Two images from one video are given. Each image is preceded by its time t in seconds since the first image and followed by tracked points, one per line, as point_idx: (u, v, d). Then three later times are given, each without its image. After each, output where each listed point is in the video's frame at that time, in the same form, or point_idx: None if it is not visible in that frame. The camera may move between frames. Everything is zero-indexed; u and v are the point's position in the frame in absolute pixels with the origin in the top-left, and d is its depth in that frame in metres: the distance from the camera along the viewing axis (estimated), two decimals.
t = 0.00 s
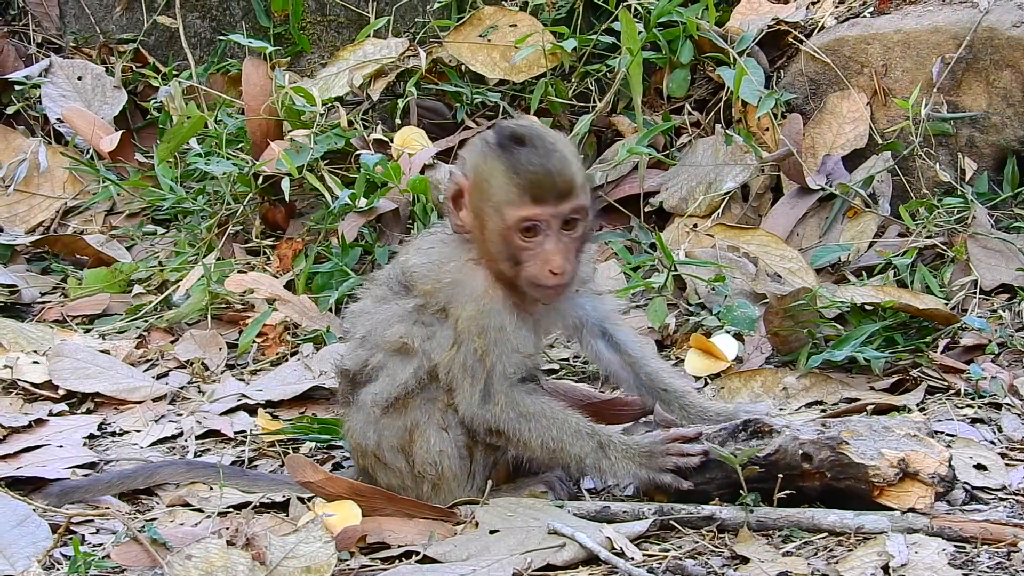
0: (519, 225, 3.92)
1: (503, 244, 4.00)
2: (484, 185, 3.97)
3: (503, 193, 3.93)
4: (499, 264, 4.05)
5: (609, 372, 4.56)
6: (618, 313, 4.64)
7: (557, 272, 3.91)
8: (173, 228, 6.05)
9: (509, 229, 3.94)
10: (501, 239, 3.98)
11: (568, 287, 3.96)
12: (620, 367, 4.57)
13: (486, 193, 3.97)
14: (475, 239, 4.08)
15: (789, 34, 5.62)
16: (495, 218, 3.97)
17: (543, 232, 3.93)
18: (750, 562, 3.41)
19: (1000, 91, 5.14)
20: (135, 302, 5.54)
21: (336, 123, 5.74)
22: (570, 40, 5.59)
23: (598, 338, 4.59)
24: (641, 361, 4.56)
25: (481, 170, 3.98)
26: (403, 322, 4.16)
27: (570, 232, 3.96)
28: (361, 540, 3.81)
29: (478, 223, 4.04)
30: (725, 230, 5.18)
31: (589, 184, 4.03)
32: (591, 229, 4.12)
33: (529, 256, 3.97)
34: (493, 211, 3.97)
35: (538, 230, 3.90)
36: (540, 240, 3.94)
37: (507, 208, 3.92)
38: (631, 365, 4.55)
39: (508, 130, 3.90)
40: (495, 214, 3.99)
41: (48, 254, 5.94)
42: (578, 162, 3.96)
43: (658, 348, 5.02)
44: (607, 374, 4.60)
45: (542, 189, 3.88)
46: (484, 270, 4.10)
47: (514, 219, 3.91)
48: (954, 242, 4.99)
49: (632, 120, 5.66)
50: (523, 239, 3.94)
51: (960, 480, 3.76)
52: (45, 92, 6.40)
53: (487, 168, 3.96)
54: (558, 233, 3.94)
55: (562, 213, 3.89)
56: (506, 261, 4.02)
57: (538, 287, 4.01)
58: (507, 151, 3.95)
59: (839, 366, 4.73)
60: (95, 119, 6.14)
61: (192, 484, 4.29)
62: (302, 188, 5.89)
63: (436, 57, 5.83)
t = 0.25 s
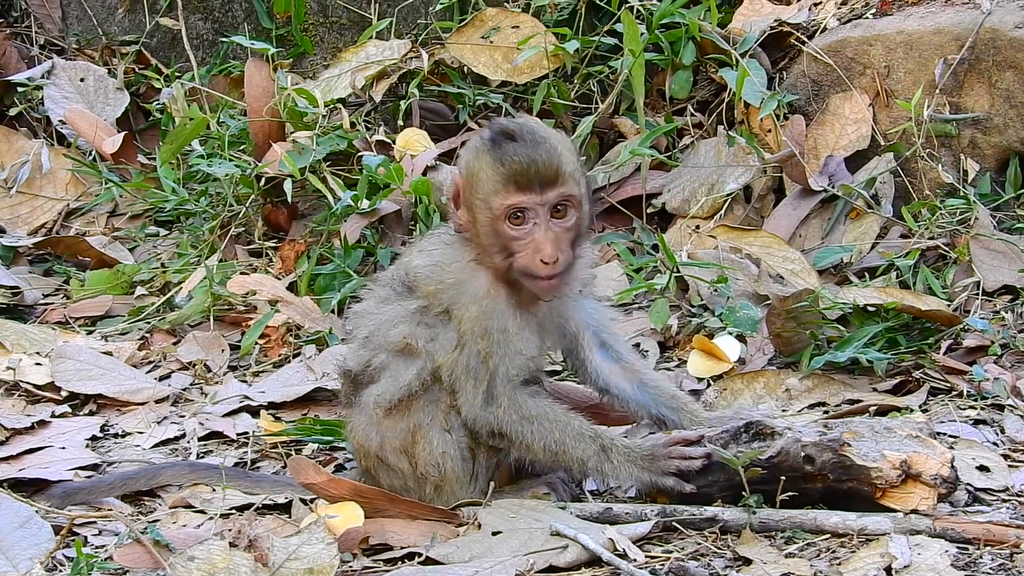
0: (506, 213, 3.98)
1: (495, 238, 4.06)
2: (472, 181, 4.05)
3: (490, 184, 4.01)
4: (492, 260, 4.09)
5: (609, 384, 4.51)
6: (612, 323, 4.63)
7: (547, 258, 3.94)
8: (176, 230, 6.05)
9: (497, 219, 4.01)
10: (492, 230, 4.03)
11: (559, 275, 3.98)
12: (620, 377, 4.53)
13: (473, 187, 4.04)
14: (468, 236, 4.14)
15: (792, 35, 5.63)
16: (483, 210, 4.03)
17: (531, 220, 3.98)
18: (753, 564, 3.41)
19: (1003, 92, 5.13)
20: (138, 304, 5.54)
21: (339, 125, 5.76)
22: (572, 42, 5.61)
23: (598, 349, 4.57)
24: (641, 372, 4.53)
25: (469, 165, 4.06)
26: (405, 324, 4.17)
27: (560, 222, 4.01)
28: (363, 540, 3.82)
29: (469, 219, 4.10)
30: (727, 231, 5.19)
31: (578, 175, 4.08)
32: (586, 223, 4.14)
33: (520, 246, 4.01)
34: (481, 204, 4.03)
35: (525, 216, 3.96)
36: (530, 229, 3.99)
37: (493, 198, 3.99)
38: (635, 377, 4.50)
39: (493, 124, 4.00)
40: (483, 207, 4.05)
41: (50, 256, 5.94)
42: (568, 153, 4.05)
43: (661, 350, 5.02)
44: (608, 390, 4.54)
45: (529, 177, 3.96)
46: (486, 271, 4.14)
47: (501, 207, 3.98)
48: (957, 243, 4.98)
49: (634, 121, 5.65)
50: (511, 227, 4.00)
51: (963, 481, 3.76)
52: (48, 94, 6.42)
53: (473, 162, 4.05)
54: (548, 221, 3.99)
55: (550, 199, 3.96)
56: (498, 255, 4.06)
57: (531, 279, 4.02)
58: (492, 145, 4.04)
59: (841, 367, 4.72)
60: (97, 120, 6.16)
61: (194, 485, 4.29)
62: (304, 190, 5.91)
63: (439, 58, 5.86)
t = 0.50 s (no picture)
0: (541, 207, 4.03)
1: (528, 233, 4.07)
2: (498, 180, 4.06)
3: (519, 181, 4.03)
4: (520, 256, 4.10)
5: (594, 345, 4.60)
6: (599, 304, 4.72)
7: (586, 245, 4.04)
8: (178, 231, 6.05)
9: (531, 214, 4.04)
10: (526, 229, 4.05)
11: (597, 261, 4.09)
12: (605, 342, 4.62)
13: (500, 187, 4.05)
14: (490, 237, 4.13)
15: (794, 36, 5.64)
16: (515, 208, 4.04)
17: (568, 212, 4.05)
18: (754, 565, 3.40)
19: (1005, 93, 5.14)
20: (139, 305, 5.55)
21: (341, 126, 5.76)
22: (574, 43, 5.61)
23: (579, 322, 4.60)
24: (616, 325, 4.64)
25: (489, 164, 4.07)
26: (410, 325, 4.14)
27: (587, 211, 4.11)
28: (364, 542, 3.82)
29: (493, 219, 4.10)
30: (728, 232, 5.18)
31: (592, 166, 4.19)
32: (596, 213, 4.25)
33: (554, 240, 4.06)
34: (509, 201, 4.05)
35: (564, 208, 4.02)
36: (565, 221, 4.05)
37: (526, 195, 4.02)
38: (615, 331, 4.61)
39: (511, 122, 4.03)
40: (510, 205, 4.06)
41: (52, 257, 5.95)
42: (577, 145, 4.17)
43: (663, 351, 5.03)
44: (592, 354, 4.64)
45: (560, 169, 4.02)
46: (492, 274, 4.14)
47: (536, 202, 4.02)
48: (959, 244, 4.98)
49: (635, 122, 5.65)
50: (547, 222, 4.04)
51: (964, 482, 3.76)
52: (50, 95, 6.43)
53: (495, 161, 4.06)
54: (581, 212, 4.08)
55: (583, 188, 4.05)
56: (531, 250, 4.08)
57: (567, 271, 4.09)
58: (511, 144, 4.07)
59: (843, 368, 4.72)
60: (98, 122, 6.20)
61: (196, 486, 4.29)
62: (306, 191, 5.89)
63: (440, 60, 5.87)
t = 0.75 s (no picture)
0: (511, 196, 4.02)
1: (500, 222, 4.07)
2: (473, 168, 4.08)
3: (492, 168, 4.04)
4: (497, 245, 4.09)
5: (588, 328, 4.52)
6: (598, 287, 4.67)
7: (555, 237, 3.99)
8: (180, 232, 6.06)
9: (504, 202, 4.04)
10: (498, 217, 4.05)
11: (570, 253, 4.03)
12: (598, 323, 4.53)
13: (475, 175, 4.07)
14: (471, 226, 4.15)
15: (796, 38, 5.65)
16: (488, 196, 4.05)
17: (540, 202, 4.02)
18: (756, 567, 3.40)
19: (1007, 95, 5.14)
20: (142, 306, 5.55)
21: (343, 127, 5.77)
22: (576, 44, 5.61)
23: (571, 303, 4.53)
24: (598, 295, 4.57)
25: (467, 153, 4.10)
26: (406, 319, 4.16)
27: (565, 202, 4.06)
28: (367, 543, 3.80)
29: (472, 207, 4.12)
30: (731, 233, 5.21)
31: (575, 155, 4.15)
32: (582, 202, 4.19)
33: (527, 229, 4.03)
34: (483, 190, 4.06)
35: (533, 197, 4.00)
36: (537, 210, 4.03)
37: (497, 183, 4.03)
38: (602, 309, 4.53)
39: (488, 111, 4.05)
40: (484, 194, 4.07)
41: (55, 258, 5.95)
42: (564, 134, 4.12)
43: (665, 352, 5.03)
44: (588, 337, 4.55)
45: (531, 158, 4.01)
46: (475, 262, 4.11)
47: (506, 190, 4.01)
48: (961, 245, 4.98)
49: (638, 124, 5.66)
50: (518, 210, 4.03)
51: (967, 484, 3.76)
52: (52, 96, 6.43)
53: (472, 150, 4.08)
54: (554, 202, 4.03)
55: (555, 177, 4.01)
56: (504, 239, 4.07)
57: (541, 261, 4.05)
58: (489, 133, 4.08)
59: (846, 370, 4.72)
60: (101, 123, 6.20)
61: (198, 487, 4.29)
62: (309, 193, 5.86)
63: (444, 61, 5.86)
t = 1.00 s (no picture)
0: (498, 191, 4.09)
1: (487, 217, 4.14)
2: (465, 165, 4.18)
3: (483, 164, 4.12)
4: (487, 241, 4.16)
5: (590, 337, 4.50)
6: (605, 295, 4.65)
7: (538, 233, 4.02)
8: (182, 233, 6.06)
9: (491, 198, 4.11)
10: (485, 212, 4.13)
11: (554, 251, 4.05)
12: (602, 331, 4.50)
13: (467, 170, 4.16)
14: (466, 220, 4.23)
15: (799, 40, 5.65)
16: (475, 191, 4.14)
17: (525, 199, 4.07)
18: (759, 568, 3.40)
19: (1010, 96, 5.13)
20: (144, 308, 5.56)
21: (345, 129, 5.78)
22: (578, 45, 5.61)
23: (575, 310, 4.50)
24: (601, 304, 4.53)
25: (464, 149, 4.19)
26: (407, 315, 4.19)
27: (553, 200, 4.09)
28: (369, 544, 3.81)
29: (465, 202, 4.21)
30: (733, 235, 5.21)
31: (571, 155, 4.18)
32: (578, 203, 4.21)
33: (511, 225, 4.08)
34: (474, 185, 4.14)
35: (518, 193, 4.05)
36: (522, 207, 4.08)
37: (486, 178, 4.10)
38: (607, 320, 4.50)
39: (486, 108, 4.14)
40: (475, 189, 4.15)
41: (57, 259, 5.96)
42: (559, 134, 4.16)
43: (667, 354, 5.04)
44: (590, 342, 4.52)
45: (516, 156, 4.07)
46: (472, 259, 4.17)
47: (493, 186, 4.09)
48: (963, 247, 5.00)
49: (640, 125, 5.67)
50: (505, 206, 4.09)
51: (969, 486, 3.75)
52: (56, 97, 6.44)
53: (467, 146, 4.17)
54: (540, 199, 4.07)
55: (539, 176, 4.06)
56: (492, 235, 4.14)
57: (524, 258, 4.09)
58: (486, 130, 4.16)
59: (848, 371, 4.71)
60: (104, 124, 6.18)
61: (200, 488, 4.29)
62: (310, 194, 5.88)
63: (445, 62, 5.87)
